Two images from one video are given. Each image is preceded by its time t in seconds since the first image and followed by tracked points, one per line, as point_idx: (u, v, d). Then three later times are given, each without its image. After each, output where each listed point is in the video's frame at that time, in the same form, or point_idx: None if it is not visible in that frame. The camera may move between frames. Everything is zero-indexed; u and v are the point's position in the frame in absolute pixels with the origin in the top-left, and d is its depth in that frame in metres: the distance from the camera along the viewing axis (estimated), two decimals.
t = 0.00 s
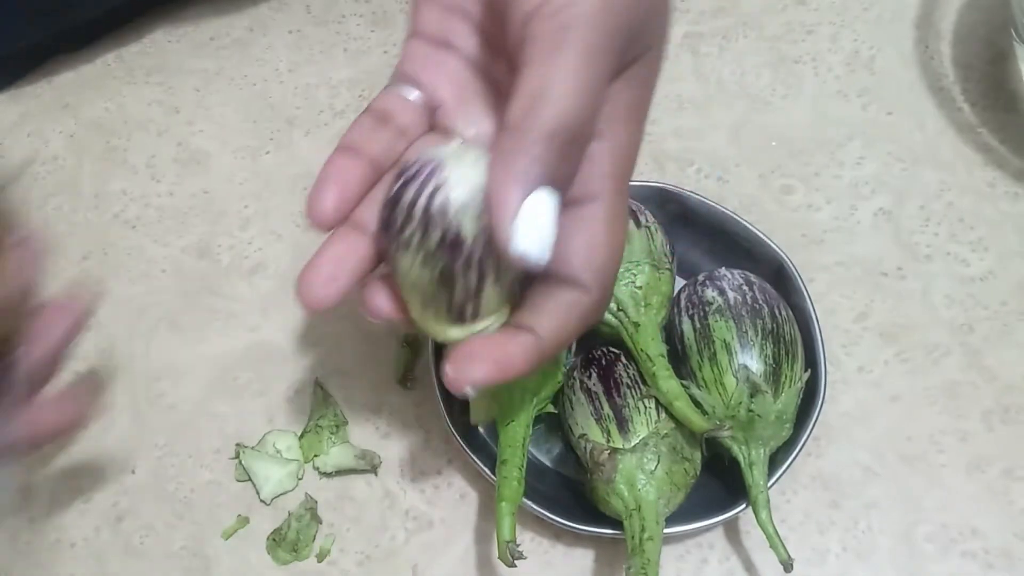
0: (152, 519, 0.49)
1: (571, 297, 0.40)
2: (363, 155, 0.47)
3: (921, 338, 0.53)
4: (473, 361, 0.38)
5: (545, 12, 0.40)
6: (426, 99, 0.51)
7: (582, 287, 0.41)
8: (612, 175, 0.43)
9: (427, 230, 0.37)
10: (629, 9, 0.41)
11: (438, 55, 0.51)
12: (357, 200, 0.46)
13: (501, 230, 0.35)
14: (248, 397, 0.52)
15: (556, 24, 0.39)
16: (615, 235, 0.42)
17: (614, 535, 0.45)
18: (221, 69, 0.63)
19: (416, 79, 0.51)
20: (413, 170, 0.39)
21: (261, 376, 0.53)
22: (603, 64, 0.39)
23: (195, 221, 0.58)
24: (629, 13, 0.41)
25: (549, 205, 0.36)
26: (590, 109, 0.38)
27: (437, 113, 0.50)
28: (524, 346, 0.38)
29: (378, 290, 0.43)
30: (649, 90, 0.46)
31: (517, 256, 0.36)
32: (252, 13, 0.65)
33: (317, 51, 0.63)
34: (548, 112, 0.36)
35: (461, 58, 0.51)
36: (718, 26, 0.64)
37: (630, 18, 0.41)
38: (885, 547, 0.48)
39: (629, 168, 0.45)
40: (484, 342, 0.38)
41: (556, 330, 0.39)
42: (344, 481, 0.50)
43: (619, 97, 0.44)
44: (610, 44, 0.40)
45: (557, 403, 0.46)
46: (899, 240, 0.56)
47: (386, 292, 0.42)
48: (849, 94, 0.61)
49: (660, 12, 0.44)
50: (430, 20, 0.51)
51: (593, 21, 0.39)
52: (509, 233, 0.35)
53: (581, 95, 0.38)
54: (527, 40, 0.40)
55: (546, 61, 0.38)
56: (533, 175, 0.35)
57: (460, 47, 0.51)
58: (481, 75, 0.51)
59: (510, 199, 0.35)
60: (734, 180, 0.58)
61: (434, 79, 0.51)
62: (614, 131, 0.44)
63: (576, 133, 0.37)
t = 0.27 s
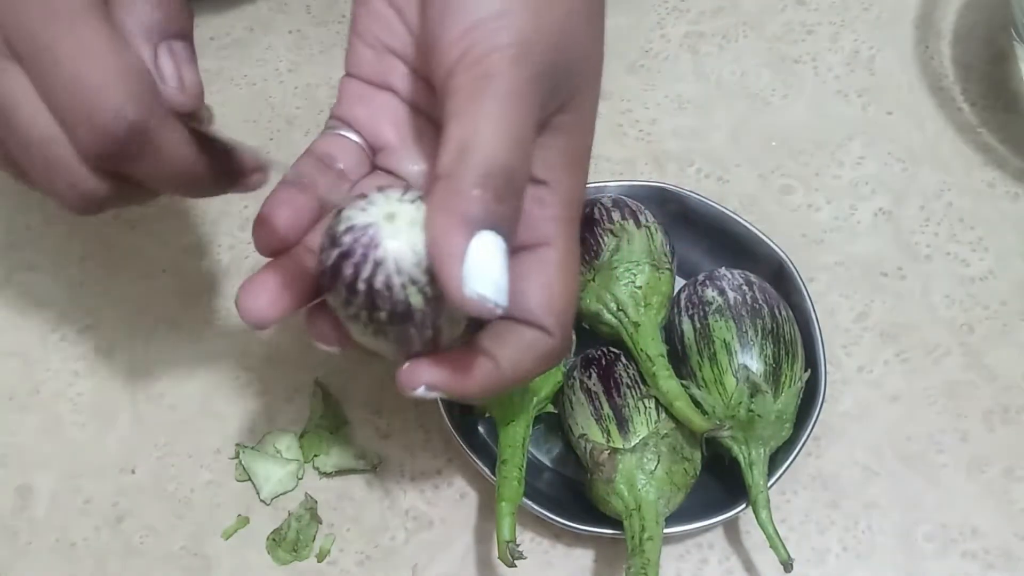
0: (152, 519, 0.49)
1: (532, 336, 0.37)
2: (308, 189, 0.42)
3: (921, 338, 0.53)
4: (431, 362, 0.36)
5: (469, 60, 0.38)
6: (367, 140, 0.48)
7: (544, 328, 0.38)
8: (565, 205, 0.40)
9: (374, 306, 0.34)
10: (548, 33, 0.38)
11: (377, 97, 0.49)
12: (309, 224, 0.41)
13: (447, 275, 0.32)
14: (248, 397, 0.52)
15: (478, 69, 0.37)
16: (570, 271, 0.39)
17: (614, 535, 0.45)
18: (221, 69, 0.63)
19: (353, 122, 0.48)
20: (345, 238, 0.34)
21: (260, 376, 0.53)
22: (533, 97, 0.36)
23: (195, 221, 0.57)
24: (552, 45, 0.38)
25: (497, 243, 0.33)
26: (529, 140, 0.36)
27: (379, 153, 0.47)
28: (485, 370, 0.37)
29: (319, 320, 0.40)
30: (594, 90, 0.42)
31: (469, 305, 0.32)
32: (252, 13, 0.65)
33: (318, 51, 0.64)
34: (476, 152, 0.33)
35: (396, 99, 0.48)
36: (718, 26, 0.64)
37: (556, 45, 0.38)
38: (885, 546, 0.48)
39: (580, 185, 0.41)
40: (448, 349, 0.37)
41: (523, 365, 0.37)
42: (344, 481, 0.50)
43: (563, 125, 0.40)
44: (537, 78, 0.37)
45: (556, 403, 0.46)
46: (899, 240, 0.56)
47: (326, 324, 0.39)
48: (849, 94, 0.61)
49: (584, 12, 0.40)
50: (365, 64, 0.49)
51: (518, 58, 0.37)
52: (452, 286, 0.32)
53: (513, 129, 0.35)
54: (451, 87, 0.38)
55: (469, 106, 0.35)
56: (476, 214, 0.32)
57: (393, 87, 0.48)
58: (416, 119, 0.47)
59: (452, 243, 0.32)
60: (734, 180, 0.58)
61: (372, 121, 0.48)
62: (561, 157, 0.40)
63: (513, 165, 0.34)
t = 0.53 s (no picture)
0: (152, 519, 0.49)
1: (514, 316, 0.39)
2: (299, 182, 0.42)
3: (921, 338, 0.53)
4: (404, 379, 0.34)
5: (444, 50, 0.37)
6: (362, 132, 0.48)
7: (520, 303, 0.39)
8: (564, 190, 0.43)
9: (347, 296, 0.34)
10: (527, 25, 0.38)
11: (369, 89, 0.49)
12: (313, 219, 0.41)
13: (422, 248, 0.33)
14: (248, 397, 0.52)
15: (452, 62, 0.36)
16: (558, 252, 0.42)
17: (614, 535, 0.45)
18: (221, 69, 0.63)
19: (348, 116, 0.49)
20: (316, 229, 0.35)
21: (261, 376, 0.53)
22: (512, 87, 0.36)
23: (194, 221, 0.57)
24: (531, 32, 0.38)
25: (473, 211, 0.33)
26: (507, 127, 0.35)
27: (375, 146, 0.47)
28: (458, 364, 0.36)
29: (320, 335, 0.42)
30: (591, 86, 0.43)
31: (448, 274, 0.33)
32: (252, 13, 0.65)
33: (318, 51, 0.64)
34: (453, 137, 0.33)
35: (389, 90, 0.49)
36: (718, 26, 0.64)
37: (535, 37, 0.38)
38: (885, 546, 0.48)
39: (582, 177, 0.44)
40: (415, 362, 0.35)
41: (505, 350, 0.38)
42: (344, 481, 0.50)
43: (550, 114, 0.41)
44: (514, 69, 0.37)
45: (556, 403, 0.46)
46: (899, 240, 0.56)
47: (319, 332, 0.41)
48: (849, 94, 0.61)
49: (575, 12, 0.41)
50: (356, 56, 0.49)
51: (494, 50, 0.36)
52: (428, 253, 0.33)
53: (490, 114, 0.34)
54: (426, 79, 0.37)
55: (443, 93, 0.35)
56: (454, 186, 0.33)
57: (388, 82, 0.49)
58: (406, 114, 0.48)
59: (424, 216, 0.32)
60: (734, 180, 0.58)
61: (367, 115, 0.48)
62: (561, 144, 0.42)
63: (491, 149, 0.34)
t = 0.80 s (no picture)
0: (152, 519, 0.49)
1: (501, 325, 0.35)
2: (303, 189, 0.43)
3: (921, 338, 0.53)
4: (428, 423, 0.34)
5: (479, 62, 0.37)
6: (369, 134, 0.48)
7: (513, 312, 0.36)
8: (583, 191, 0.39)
9: (337, 315, 0.34)
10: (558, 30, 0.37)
11: (380, 91, 0.49)
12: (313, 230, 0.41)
13: (513, 304, 0.34)
14: (248, 397, 0.52)
15: (488, 77, 0.36)
16: (571, 256, 0.39)
17: (614, 535, 0.45)
18: (221, 69, 0.63)
19: (353, 117, 0.49)
20: (304, 249, 0.35)
21: (260, 376, 0.53)
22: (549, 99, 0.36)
23: (194, 221, 0.57)
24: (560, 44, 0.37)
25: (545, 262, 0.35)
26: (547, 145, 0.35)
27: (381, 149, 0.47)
28: (473, 391, 0.35)
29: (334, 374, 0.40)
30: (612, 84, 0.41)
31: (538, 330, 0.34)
32: (252, 13, 0.65)
33: (317, 51, 0.64)
34: (494, 168, 0.34)
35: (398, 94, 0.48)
36: (718, 25, 0.64)
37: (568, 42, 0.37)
38: (885, 546, 0.48)
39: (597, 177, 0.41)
40: (430, 405, 0.34)
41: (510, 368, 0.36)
42: (344, 481, 0.50)
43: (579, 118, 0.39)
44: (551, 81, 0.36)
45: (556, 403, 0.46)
46: (899, 240, 0.56)
47: (336, 373, 0.40)
48: (849, 94, 0.61)
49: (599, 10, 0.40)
50: (363, 61, 0.49)
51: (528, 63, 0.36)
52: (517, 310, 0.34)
53: (532, 143, 0.34)
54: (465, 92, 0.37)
55: (487, 115, 0.35)
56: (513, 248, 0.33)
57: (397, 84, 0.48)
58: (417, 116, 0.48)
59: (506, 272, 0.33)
60: (734, 180, 0.58)
61: (376, 116, 0.48)
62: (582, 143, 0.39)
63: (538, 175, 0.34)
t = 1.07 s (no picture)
0: (152, 519, 0.49)
1: (589, 323, 0.40)
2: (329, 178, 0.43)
3: (922, 338, 0.53)
4: (537, 441, 0.37)
5: (502, 44, 0.39)
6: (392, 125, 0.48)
7: (593, 309, 0.40)
8: (607, 174, 0.42)
9: (342, 307, 0.34)
10: (579, 14, 0.39)
11: (400, 86, 0.49)
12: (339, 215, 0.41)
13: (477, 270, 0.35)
14: (249, 397, 0.52)
15: (509, 58, 0.39)
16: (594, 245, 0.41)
17: (614, 535, 0.45)
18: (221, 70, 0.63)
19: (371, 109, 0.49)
20: (312, 239, 0.34)
21: (261, 376, 0.53)
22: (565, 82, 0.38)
23: (194, 221, 0.57)
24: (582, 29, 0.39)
25: (525, 241, 0.36)
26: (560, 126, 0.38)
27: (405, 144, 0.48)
28: (565, 403, 0.37)
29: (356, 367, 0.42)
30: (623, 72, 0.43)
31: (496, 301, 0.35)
32: (251, 12, 0.65)
33: (317, 51, 0.64)
34: (509, 145, 0.36)
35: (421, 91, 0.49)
36: (718, 25, 0.64)
37: (588, 26, 0.39)
38: (884, 546, 0.48)
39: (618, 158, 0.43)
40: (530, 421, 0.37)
41: (590, 361, 0.39)
42: (344, 481, 0.50)
43: (597, 99, 0.41)
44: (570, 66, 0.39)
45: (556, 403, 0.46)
46: (899, 240, 0.56)
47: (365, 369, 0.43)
48: (849, 94, 0.61)
49: None
50: (382, 55, 0.49)
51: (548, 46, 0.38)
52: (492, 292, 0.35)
53: (543, 131, 0.37)
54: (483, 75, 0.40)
55: (504, 92, 0.37)
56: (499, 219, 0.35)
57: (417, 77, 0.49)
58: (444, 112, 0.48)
59: (478, 241, 0.35)
60: (734, 180, 0.58)
61: (394, 108, 0.48)
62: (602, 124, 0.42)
63: (547, 154, 0.37)
